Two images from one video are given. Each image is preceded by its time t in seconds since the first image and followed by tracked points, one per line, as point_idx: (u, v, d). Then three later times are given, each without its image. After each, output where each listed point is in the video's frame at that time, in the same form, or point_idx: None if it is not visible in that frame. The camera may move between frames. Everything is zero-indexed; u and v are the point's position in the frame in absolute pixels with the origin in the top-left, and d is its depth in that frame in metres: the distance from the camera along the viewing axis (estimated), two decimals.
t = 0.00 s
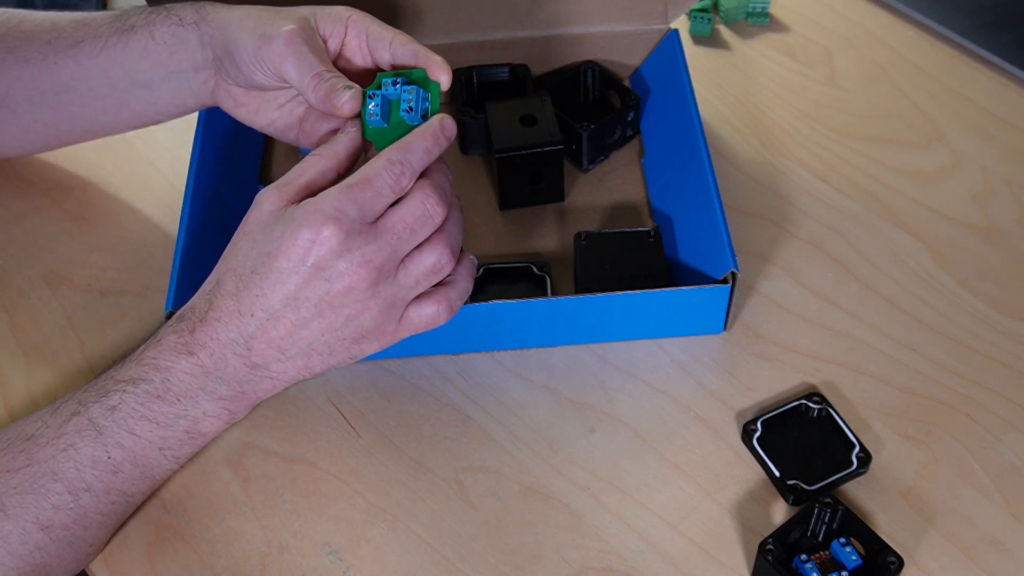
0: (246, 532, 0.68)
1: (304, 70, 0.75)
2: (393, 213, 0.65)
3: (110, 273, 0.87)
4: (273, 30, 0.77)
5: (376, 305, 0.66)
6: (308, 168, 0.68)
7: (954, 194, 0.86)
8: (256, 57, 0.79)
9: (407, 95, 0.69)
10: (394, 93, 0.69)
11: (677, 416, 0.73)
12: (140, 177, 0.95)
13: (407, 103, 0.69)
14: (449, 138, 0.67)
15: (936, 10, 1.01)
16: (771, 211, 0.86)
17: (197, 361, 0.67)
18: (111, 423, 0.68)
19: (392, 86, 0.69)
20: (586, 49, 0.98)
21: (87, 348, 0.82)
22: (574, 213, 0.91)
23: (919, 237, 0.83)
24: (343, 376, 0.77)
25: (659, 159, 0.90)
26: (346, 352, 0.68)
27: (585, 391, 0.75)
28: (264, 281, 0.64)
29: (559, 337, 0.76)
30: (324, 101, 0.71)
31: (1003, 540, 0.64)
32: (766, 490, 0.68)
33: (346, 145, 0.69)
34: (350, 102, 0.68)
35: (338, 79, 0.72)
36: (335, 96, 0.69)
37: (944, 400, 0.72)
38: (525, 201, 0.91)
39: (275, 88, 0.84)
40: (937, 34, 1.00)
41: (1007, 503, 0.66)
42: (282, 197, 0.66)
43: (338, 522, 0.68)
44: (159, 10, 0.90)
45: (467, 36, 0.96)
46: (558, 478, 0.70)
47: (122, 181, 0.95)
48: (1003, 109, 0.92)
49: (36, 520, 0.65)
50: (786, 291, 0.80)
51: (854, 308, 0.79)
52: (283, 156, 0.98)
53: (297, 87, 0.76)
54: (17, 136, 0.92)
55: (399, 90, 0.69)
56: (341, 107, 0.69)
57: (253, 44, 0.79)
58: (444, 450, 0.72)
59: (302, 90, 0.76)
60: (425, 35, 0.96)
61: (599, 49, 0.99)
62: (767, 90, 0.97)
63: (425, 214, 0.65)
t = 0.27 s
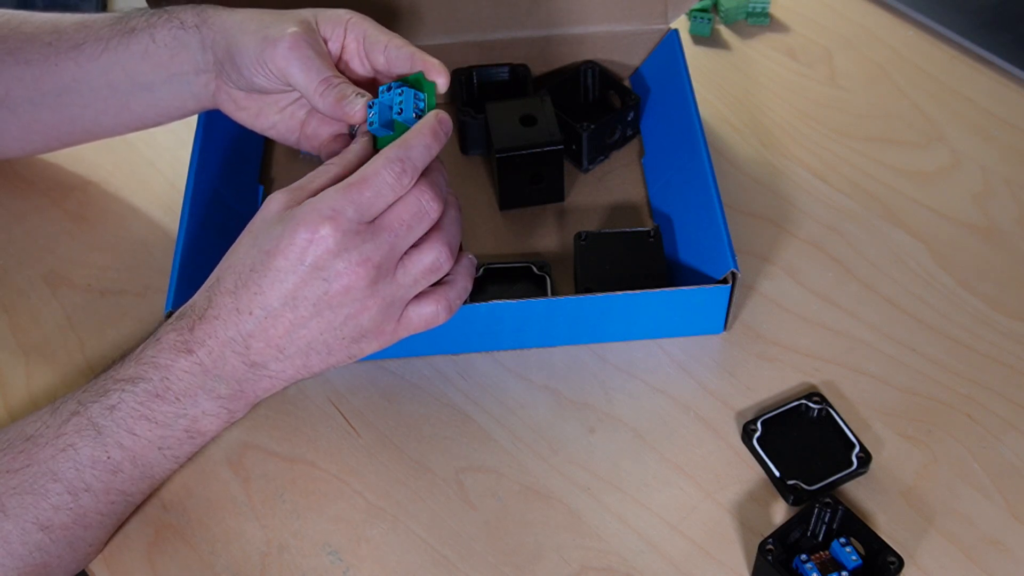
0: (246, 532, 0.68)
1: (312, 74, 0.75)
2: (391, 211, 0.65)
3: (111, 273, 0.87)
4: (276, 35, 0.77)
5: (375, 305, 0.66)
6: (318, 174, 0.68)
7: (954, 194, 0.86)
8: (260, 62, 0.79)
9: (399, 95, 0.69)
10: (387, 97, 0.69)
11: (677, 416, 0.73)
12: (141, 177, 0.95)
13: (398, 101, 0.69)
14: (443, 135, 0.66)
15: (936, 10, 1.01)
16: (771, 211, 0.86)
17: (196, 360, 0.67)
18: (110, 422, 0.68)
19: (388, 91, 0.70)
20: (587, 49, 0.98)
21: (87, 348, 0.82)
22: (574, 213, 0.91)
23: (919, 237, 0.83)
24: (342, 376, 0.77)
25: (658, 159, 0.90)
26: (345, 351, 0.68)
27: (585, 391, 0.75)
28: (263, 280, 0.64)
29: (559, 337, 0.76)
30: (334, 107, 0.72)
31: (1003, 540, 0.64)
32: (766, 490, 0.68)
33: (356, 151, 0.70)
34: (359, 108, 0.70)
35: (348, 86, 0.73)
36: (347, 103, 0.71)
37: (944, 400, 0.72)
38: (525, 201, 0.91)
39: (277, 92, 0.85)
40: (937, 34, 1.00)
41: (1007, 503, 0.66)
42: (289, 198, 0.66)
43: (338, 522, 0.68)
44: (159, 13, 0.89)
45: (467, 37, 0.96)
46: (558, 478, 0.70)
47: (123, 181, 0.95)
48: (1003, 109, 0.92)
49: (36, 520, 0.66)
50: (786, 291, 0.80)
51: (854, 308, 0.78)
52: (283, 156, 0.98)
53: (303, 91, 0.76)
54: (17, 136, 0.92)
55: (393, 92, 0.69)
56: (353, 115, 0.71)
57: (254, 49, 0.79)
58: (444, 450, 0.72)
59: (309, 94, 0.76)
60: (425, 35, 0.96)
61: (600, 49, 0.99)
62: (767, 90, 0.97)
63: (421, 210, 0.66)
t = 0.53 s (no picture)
0: (246, 532, 0.68)
1: (322, 65, 0.77)
2: (388, 209, 0.65)
3: (111, 273, 0.87)
4: (282, 28, 0.77)
5: (377, 304, 0.66)
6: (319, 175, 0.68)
7: (954, 194, 0.86)
8: (264, 55, 0.79)
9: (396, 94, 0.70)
10: (385, 103, 0.70)
11: (677, 416, 0.73)
12: (141, 177, 0.95)
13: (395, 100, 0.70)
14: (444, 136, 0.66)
15: (936, 10, 1.01)
16: (771, 211, 0.86)
17: (196, 361, 0.67)
18: (111, 423, 0.68)
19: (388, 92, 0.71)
20: (587, 49, 0.98)
21: (87, 348, 0.82)
22: (574, 213, 0.91)
23: (920, 237, 0.83)
24: (342, 376, 0.77)
25: (658, 159, 0.90)
26: (345, 351, 0.68)
27: (585, 391, 0.75)
28: (264, 281, 0.63)
29: (559, 337, 0.76)
30: (347, 98, 0.75)
31: (1003, 540, 0.64)
32: (766, 490, 0.68)
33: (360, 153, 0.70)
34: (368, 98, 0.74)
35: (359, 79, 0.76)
36: (361, 94, 0.74)
37: (944, 400, 0.72)
38: (525, 201, 0.91)
39: (278, 89, 0.86)
40: (937, 34, 1.00)
41: (1008, 503, 0.66)
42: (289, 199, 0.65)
43: (338, 522, 0.68)
44: (159, 13, 0.90)
45: (467, 37, 0.96)
46: (558, 478, 0.70)
47: (123, 181, 0.95)
48: (1003, 110, 0.92)
49: (36, 521, 0.66)
50: (786, 290, 0.80)
51: (854, 308, 0.78)
52: (283, 156, 0.98)
53: (312, 85, 0.78)
54: (18, 136, 0.92)
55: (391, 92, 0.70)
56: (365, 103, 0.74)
57: (259, 44, 0.79)
58: (444, 450, 0.72)
59: (318, 89, 0.77)
60: (425, 35, 0.96)
61: (600, 49, 0.99)
62: (767, 90, 0.97)
63: (417, 206, 0.66)
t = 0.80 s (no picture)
0: (246, 532, 0.68)
1: (327, 65, 0.77)
2: (388, 208, 0.65)
3: (111, 273, 0.87)
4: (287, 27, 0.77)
5: (378, 304, 0.66)
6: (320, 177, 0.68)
7: (954, 193, 0.86)
8: (268, 53, 0.79)
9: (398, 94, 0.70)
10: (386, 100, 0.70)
11: (677, 416, 0.73)
12: (141, 177, 0.95)
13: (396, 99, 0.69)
14: (442, 134, 0.66)
15: (936, 10, 1.01)
16: (771, 211, 0.86)
17: (197, 361, 0.67)
18: (112, 424, 0.68)
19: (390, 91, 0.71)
20: (586, 49, 0.98)
21: (87, 349, 0.82)
22: (573, 213, 0.91)
23: (919, 237, 0.83)
24: (343, 376, 0.77)
25: (658, 159, 0.90)
26: (347, 351, 0.68)
27: (585, 391, 0.75)
28: (265, 282, 0.63)
29: (559, 337, 0.76)
30: (351, 97, 0.75)
31: (1003, 540, 0.64)
32: (766, 490, 0.68)
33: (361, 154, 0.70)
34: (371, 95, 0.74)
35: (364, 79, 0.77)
36: (365, 93, 0.74)
37: (944, 400, 0.72)
38: (525, 201, 0.91)
39: (281, 88, 0.86)
40: (937, 34, 1.00)
41: (1008, 503, 0.66)
42: (288, 200, 0.65)
43: (338, 522, 0.68)
44: (161, 12, 0.90)
45: (467, 37, 0.96)
46: (558, 478, 0.70)
47: (123, 181, 0.95)
48: (1003, 109, 0.92)
49: (37, 521, 0.66)
50: (786, 290, 0.80)
51: (854, 308, 0.78)
52: (283, 156, 0.98)
53: (316, 84, 0.78)
54: (18, 137, 0.92)
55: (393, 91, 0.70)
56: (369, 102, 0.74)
57: (262, 43, 0.79)
58: (444, 450, 0.72)
59: (323, 88, 0.78)
60: (425, 35, 0.96)
61: (600, 49, 0.99)
62: (767, 90, 0.97)
63: (416, 204, 0.66)
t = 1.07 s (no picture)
0: (246, 532, 0.68)
1: (329, 59, 0.76)
2: (389, 210, 0.65)
3: (111, 273, 0.87)
4: (289, 23, 0.77)
5: (382, 306, 0.66)
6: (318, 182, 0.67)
7: (954, 194, 0.86)
8: (270, 49, 0.79)
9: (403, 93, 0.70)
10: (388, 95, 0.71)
11: (677, 416, 0.73)
12: (141, 177, 0.95)
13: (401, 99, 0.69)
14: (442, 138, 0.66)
15: (936, 10, 1.01)
16: (771, 211, 0.86)
17: (200, 364, 0.67)
18: (113, 427, 0.68)
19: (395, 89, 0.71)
20: (586, 49, 0.98)
21: (87, 348, 0.82)
22: (573, 213, 0.91)
23: (919, 237, 0.83)
24: (342, 376, 0.77)
25: (658, 159, 0.90)
26: (349, 352, 0.68)
27: (585, 391, 0.75)
28: (269, 286, 0.63)
29: (559, 337, 0.76)
30: (354, 91, 0.75)
31: (1003, 539, 0.64)
32: (766, 490, 0.68)
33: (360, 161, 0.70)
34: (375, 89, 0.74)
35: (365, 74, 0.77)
36: (369, 87, 0.74)
37: (945, 400, 0.72)
38: (525, 201, 0.91)
39: (282, 85, 0.86)
40: (937, 34, 1.00)
41: (1007, 503, 0.66)
42: (288, 204, 0.65)
43: (338, 522, 0.68)
44: (162, 11, 0.90)
45: (467, 36, 0.96)
46: (558, 478, 0.70)
47: (123, 181, 0.95)
48: (1003, 109, 0.92)
49: (38, 523, 0.66)
50: (786, 290, 0.80)
51: (854, 308, 0.78)
52: (283, 156, 0.98)
53: (317, 79, 0.77)
54: (18, 136, 0.92)
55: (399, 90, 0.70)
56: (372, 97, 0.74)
57: (262, 39, 0.79)
58: (444, 450, 0.72)
59: (324, 84, 0.77)
60: (425, 35, 0.96)
61: (600, 49, 0.99)
62: (767, 90, 0.97)
63: (417, 205, 0.66)
